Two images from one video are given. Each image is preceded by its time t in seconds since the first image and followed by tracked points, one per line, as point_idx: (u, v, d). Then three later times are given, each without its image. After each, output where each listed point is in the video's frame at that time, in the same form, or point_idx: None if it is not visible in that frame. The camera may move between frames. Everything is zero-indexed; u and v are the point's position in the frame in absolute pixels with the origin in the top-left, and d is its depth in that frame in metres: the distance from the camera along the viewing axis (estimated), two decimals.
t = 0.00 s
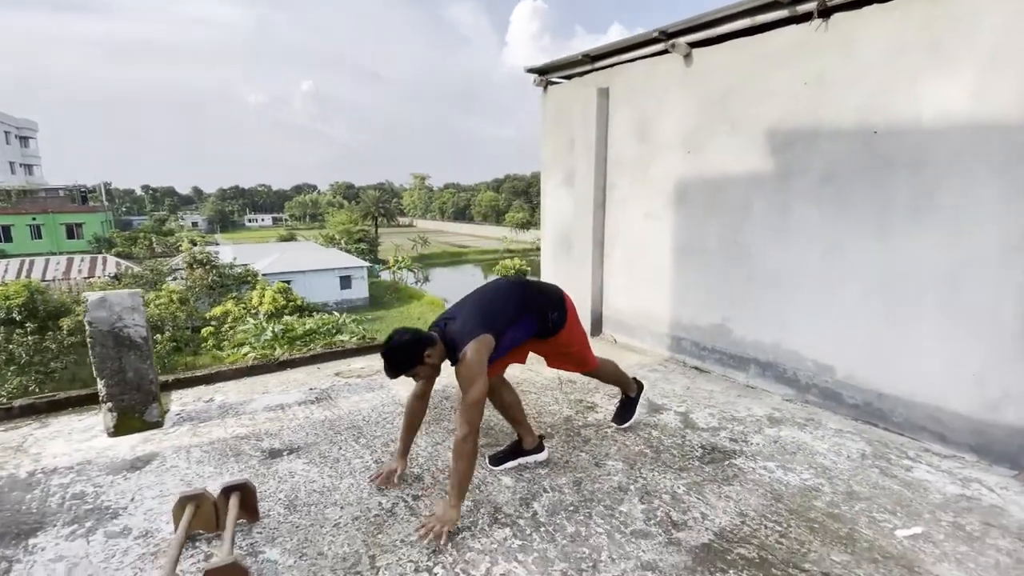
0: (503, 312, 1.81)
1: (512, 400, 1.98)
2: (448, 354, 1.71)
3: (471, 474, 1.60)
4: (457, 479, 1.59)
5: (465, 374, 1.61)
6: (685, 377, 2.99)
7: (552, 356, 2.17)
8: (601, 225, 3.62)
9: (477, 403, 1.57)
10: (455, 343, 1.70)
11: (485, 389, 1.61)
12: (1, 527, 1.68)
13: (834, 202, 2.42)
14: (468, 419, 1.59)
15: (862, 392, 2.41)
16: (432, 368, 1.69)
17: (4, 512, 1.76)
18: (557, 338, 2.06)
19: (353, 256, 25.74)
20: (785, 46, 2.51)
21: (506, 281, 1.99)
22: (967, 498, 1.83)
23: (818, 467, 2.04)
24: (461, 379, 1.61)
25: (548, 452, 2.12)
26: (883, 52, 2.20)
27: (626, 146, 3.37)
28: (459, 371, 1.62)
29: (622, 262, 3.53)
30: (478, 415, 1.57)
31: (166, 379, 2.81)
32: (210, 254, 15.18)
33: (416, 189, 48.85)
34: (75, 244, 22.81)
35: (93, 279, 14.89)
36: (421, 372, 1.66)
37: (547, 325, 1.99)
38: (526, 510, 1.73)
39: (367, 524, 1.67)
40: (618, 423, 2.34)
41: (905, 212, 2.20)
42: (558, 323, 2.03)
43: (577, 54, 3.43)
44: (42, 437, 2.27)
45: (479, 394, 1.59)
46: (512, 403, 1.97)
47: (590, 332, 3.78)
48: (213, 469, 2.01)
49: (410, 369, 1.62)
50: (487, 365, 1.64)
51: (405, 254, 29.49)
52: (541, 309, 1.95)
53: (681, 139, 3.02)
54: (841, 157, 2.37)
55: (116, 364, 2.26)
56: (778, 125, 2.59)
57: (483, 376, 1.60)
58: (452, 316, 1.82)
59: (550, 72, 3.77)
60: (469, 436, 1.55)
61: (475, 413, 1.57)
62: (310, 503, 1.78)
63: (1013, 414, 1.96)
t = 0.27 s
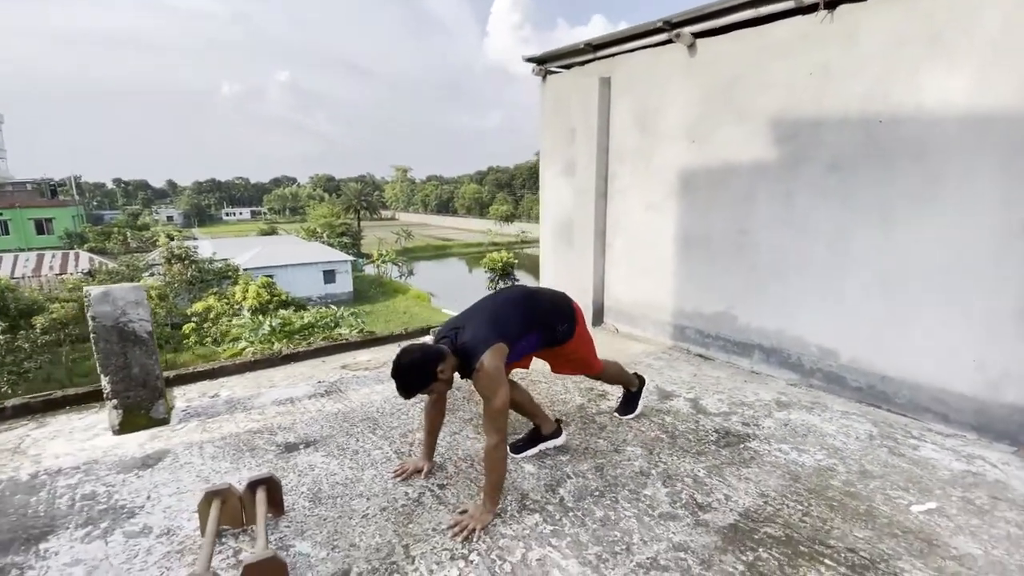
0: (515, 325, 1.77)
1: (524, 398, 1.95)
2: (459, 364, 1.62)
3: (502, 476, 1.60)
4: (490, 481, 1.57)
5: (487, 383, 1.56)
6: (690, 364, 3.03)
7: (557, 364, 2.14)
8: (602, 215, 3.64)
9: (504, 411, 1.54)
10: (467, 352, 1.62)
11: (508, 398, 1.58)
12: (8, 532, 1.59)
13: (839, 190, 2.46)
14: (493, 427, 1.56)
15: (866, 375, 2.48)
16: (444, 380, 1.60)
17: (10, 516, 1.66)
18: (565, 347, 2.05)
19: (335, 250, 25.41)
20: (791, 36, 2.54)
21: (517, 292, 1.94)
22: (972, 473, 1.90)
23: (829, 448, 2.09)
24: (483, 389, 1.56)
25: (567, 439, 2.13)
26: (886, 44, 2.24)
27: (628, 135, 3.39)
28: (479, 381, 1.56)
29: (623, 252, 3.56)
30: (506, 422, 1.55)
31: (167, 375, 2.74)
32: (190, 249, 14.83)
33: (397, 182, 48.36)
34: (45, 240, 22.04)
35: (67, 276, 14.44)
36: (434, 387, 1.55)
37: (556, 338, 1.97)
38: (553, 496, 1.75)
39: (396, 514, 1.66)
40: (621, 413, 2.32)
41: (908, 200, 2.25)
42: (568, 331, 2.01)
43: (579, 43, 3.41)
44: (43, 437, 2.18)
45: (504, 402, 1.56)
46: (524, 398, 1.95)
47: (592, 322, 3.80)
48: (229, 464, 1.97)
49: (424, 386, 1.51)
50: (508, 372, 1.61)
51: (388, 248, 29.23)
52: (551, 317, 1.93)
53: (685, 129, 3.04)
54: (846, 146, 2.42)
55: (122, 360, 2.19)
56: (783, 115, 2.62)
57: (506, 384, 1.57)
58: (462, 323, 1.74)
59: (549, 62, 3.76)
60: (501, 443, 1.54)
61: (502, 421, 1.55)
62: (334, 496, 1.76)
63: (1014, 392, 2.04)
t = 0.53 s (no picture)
0: (516, 327, 1.69)
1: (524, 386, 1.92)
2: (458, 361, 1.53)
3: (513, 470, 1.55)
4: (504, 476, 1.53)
5: (491, 378, 1.49)
6: (691, 354, 3.03)
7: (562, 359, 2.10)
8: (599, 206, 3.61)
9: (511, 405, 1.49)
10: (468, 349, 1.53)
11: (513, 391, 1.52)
12: None
13: (841, 178, 2.47)
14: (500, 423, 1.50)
15: (868, 361, 2.50)
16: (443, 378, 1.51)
17: None
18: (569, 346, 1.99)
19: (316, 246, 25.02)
20: (792, 23, 2.53)
21: (523, 288, 1.84)
22: (979, 456, 1.92)
23: (838, 434, 2.10)
24: (488, 385, 1.49)
25: (577, 431, 2.10)
26: (889, 29, 2.24)
27: (626, 125, 3.36)
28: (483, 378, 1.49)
29: (621, 242, 3.54)
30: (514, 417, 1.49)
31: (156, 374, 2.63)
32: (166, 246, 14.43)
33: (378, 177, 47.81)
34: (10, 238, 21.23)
35: (36, 274, 13.93)
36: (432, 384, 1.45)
37: (559, 339, 1.90)
38: (570, 488, 1.71)
39: (410, 511, 1.61)
40: (628, 405, 2.31)
41: (910, 187, 2.26)
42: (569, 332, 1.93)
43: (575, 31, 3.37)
44: (26, 441, 2.06)
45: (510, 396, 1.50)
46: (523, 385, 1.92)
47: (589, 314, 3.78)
48: (229, 464, 1.89)
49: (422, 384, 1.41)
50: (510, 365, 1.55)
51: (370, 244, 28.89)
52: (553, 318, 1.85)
53: (684, 117, 3.03)
54: (848, 134, 2.42)
55: (110, 359, 2.08)
56: (784, 103, 2.61)
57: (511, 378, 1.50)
58: (462, 319, 1.65)
59: (544, 51, 3.70)
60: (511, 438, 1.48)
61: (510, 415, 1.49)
62: (344, 494, 1.70)
63: (1015, 374, 2.06)
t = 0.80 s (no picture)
0: (523, 323, 1.50)
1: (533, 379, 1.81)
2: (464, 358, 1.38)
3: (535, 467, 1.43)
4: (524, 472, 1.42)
5: (503, 376, 1.33)
6: (695, 345, 2.99)
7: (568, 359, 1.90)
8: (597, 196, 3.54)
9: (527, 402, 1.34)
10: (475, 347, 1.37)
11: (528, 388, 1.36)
12: None
13: (847, 163, 2.44)
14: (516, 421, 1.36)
15: (876, 348, 2.48)
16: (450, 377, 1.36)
17: None
18: (575, 345, 1.80)
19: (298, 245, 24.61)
20: (796, 7, 2.48)
21: (522, 283, 1.66)
22: (996, 440, 1.90)
23: (854, 421, 2.06)
24: (500, 383, 1.33)
25: (590, 425, 2.03)
26: (897, 11, 2.21)
27: (625, 113, 3.30)
28: (493, 375, 1.34)
29: (620, 233, 3.48)
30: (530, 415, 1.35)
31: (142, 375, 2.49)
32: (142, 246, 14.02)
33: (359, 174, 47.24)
34: None
35: (5, 277, 13.42)
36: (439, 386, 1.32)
37: (564, 336, 1.70)
38: (590, 484, 1.64)
39: (425, 513, 1.52)
40: (639, 397, 2.24)
41: (918, 170, 2.23)
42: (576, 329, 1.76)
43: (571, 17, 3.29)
44: (3, 450, 1.92)
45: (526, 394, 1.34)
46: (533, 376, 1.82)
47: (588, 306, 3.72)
48: (226, 468, 1.78)
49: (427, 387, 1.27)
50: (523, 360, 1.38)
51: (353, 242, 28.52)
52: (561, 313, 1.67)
53: (685, 105, 2.97)
54: (854, 118, 2.39)
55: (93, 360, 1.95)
56: (788, 88, 2.57)
57: (524, 373, 1.35)
58: (463, 315, 1.47)
59: (539, 38, 3.62)
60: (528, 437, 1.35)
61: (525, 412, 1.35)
62: (352, 497, 1.60)
63: None
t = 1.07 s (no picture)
0: (548, 316, 1.46)
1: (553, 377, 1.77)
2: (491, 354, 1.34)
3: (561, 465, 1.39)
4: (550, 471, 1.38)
5: (532, 370, 1.30)
6: (702, 342, 2.98)
7: (588, 354, 1.87)
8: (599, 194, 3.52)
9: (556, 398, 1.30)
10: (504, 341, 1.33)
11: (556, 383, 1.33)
12: None
13: (853, 158, 2.44)
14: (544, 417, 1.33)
15: (884, 342, 2.49)
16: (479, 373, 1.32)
17: None
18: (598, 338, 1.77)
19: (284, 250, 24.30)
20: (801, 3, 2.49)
21: (544, 277, 1.62)
22: (1011, 431, 1.90)
23: (869, 415, 2.06)
24: (529, 378, 1.30)
25: (607, 424, 2.00)
26: (902, 6, 2.22)
27: (627, 111, 3.29)
28: (522, 370, 1.30)
29: (622, 231, 3.46)
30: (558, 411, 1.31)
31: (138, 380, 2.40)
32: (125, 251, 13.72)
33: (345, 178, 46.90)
34: None
35: None
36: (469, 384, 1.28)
37: (588, 330, 1.66)
38: (614, 483, 1.61)
39: (448, 516, 1.47)
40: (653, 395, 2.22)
41: (925, 163, 2.24)
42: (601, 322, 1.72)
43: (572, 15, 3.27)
44: None
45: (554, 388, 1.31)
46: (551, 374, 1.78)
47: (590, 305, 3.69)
48: (235, 474, 1.72)
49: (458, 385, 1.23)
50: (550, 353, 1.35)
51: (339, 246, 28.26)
52: (585, 307, 1.63)
53: (688, 102, 2.97)
54: (860, 113, 2.40)
55: (92, 364, 1.87)
56: (793, 83, 2.58)
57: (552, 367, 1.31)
58: (488, 309, 1.43)
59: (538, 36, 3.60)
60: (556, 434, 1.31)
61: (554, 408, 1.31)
62: (371, 501, 1.55)
63: None
